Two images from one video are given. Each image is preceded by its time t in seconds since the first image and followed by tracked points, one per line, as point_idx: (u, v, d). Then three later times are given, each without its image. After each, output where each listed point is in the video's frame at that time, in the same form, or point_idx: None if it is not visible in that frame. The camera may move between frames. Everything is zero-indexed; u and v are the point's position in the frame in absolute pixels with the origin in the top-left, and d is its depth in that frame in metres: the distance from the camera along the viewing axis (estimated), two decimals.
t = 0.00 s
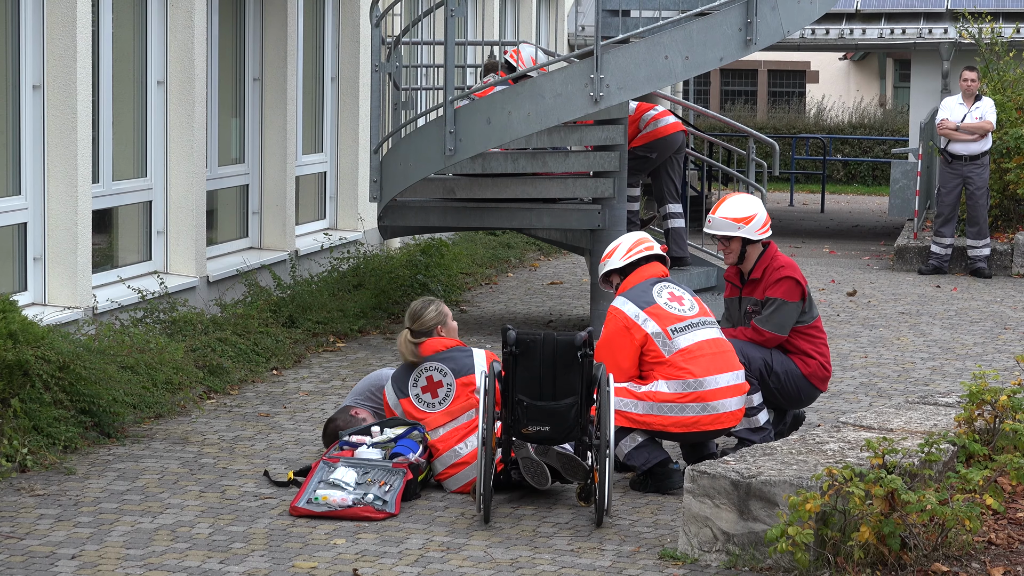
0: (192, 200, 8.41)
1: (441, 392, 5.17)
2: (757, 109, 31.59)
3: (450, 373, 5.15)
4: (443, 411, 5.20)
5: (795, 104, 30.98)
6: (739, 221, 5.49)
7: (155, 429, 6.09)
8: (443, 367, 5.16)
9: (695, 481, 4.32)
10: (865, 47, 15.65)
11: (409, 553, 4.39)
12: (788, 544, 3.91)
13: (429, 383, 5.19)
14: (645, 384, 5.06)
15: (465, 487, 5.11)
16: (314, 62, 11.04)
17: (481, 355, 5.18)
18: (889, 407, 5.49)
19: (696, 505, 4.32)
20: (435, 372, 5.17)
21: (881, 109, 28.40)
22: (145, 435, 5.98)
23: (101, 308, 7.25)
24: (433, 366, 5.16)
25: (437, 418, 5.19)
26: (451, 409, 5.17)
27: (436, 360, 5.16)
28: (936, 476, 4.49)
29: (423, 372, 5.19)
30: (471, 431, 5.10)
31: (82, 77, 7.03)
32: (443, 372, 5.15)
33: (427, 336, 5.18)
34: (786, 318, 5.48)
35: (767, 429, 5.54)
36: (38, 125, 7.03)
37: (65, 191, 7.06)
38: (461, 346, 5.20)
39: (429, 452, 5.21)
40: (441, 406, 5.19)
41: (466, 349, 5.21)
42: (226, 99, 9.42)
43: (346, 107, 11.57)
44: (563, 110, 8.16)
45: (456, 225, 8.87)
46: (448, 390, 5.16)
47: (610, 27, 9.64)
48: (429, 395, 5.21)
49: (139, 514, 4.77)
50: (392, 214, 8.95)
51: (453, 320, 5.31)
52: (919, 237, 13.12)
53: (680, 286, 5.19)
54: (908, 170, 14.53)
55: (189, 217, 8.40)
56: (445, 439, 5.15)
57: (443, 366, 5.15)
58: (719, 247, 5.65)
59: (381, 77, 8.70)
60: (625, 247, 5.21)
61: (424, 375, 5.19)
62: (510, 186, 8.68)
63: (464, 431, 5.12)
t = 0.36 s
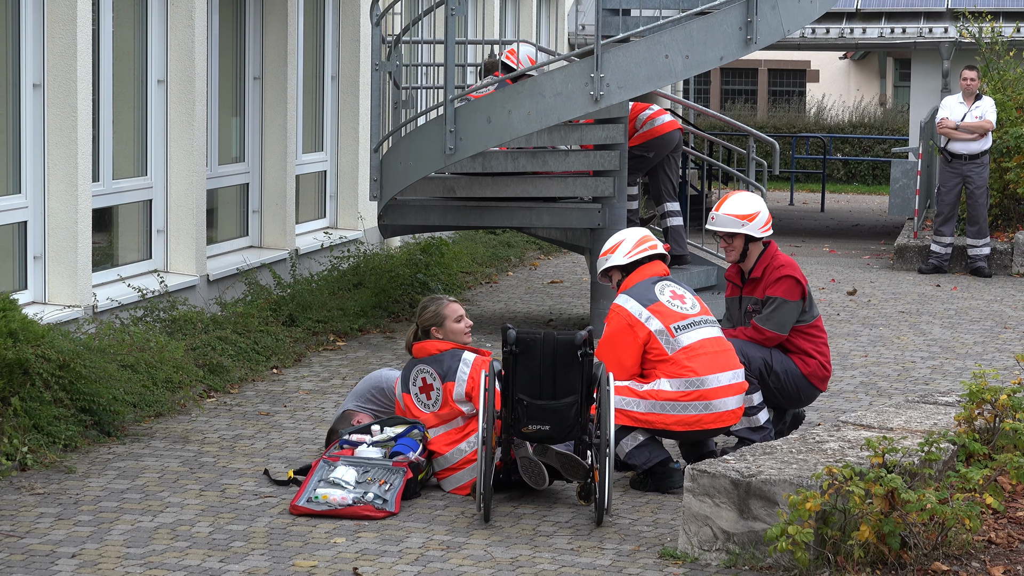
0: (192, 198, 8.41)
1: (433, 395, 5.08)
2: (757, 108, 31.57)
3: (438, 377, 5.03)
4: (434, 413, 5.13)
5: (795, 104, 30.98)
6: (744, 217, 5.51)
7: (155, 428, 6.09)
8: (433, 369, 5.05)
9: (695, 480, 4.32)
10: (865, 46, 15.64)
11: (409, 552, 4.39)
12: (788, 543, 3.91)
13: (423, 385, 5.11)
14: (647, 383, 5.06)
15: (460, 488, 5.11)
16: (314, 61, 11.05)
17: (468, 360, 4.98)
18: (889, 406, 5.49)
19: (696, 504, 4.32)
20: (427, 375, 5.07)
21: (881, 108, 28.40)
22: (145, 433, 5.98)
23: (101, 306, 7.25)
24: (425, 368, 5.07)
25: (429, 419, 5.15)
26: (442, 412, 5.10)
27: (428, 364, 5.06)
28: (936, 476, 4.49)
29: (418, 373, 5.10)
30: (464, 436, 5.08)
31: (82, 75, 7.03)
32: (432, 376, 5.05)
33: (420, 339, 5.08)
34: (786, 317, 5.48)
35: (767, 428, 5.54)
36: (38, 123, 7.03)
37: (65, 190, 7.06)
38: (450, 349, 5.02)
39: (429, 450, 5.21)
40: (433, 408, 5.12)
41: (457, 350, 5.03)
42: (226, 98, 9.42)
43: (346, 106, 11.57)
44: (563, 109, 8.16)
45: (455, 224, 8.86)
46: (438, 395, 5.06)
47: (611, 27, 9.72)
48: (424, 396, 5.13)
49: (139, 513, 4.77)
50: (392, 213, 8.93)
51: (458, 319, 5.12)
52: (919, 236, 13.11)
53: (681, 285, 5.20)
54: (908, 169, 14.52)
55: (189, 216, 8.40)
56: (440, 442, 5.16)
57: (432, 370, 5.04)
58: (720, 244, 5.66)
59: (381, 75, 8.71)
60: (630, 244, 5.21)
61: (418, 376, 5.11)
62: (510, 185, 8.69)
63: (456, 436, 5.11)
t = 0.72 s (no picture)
0: (192, 198, 8.41)
1: (436, 398, 5.08)
2: (757, 108, 31.58)
3: (442, 381, 5.03)
4: (436, 415, 5.10)
5: (795, 103, 30.98)
6: (744, 217, 5.47)
7: (154, 427, 6.09)
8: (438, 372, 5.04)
9: (695, 479, 4.32)
10: (864, 45, 15.63)
11: (409, 552, 4.39)
12: (788, 543, 3.92)
13: (429, 385, 5.10)
14: (664, 378, 5.07)
15: (454, 492, 5.12)
16: (314, 61, 11.05)
17: (470, 366, 4.95)
18: (888, 406, 5.49)
19: (695, 503, 4.32)
20: (434, 377, 5.07)
21: (881, 108, 28.39)
22: (144, 433, 5.98)
23: (101, 306, 7.25)
24: (432, 369, 5.07)
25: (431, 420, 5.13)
26: (442, 416, 5.08)
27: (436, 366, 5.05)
28: (935, 475, 4.49)
29: (426, 372, 5.10)
30: (462, 444, 5.08)
31: (81, 75, 7.03)
32: (438, 378, 5.04)
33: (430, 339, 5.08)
34: (785, 317, 5.48)
35: (766, 428, 5.53)
36: (38, 122, 7.02)
37: (64, 189, 7.06)
38: (457, 353, 5.00)
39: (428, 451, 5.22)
40: (434, 411, 5.10)
41: (462, 355, 5.00)
42: (225, 98, 9.42)
43: (345, 105, 11.57)
44: (562, 108, 8.16)
45: (455, 224, 8.86)
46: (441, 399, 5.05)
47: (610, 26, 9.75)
48: (428, 397, 5.12)
49: (138, 512, 4.77)
50: (391, 213, 8.95)
51: (472, 322, 5.11)
52: (919, 236, 13.11)
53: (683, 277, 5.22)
54: (908, 169, 14.55)
55: (188, 216, 8.40)
56: (438, 446, 5.14)
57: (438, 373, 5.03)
58: (719, 244, 5.63)
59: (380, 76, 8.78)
60: (633, 236, 5.20)
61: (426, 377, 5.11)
62: (509, 184, 8.69)
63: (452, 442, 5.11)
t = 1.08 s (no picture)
0: (191, 197, 8.40)
1: (436, 397, 5.07)
2: (756, 107, 31.58)
3: (443, 380, 5.02)
4: (435, 414, 5.10)
5: (794, 103, 30.97)
6: (743, 217, 5.47)
7: (153, 427, 6.08)
8: (440, 372, 5.02)
9: (694, 479, 4.32)
10: (864, 45, 15.62)
11: (408, 551, 4.39)
12: (787, 542, 3.91)
13: (429, 384, 5.09)
14: (682, 379, 5.07)
15: (454, 491, 5.12)
16: (313, 60, 11.04)
17: (472, 365, 4.95)
18: (888, 405, 5.49)
19: (694, 503, 4.32)
20: (434, 375, 5.06)
21: (880, 108, 28.38)
22: (144, 432, 5.97)
23: (100, 306, 7.24)
24: (432, 369, 5.06)
25: (430, 419, 5.13)
26: (441, 415, 5.08)
27: (436, 365, 5.04)
28: (935, 475, 4.49)
29: (425, 371, 5.09)
30: (462, 442, 5.08)
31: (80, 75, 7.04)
32: (438, 377, 5.04)
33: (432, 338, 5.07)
34: (786, 316, 5.48)
35: (765, 428, 5.54)
36: (37, 121, 7.01)
37: (63, 189, 7.05)
38: (459, 352, 4.99)
39: (427, 450, 5.21)
40: (434, 410, 5.10)
41: (463, 354, 5.00)
42: (224, 97, 9.41)
43: (345, 105, 11.57)
44: (562, 107, 8.16)
45: (454, 224, 8.86)
46: (441, 398, 5.05)
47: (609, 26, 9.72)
48: (427, 395, 5.12)
49: (137, 512, 4.76)
50: (391, 212, 8.94)
51: (475, 322, 5.12)
52: (918, 235, 13.11)
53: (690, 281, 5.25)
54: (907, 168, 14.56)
55: (188, 215, 8.39)
56: (438, 445, 5.14)
57: (439, 372, 5.02)
58: (719, 244, 5.63)
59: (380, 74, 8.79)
60: (645, 238, 5.15)
61: (425, 376, 5.10)
62: (508, 184, 8.68)
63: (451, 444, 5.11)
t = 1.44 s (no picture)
0: (191, 196, 8.40)
1: (432, 399, 5.06)
2: (757, 107, 31.57)
3: (438, 382, 5.02)
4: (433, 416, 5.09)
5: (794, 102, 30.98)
6: (742, 217, 5.45)
7: (154, 425, 6.08)
8: (436, 375, 5.01)
9: (695, 478, 4.31)
10: (864, 44, 15.61)
11: (409, 550, 4.39)
12: (788, 541, 3.91)
13: (424, 386, 5.08)
14: (692, 377, 5.05)
15: (455, 490, 5.13)
16: (313, 59, 11.03)
17: (468, 366, 4.95)
18: (889, 404, 5.50)
19: (695, 502, 4.32)
20: (429, 377, 5.05)
21: (880, 107, 28.39)
22: (144, 431, 5.98)
23: (100, 304, 7.24)
24: (427, 371, 5.05)
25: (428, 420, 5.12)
26: (439, 417, 5.08)
27: (431, 366, 5.04)
28: (936, 473, 4.49)
29: (420, 373, 5.07)
30: (461, 441, 5.09)
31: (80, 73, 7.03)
32: (433, 379, 5.03)
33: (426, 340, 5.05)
34: (785, 315, 5.48)
35: (766, 427, 5.54)
36: (38, 119, 7.01)
37: (64, 187, 7.05)
38: (453, 353, 4.99)
39: (427, 449, 5.19)
40: (431, 411, 5.09)
41: (458, 356, 5.00)
42: (224, 96, 9.41)
43: (345, 103, 11.56)
44: (562, 106, 8.16)
45: (454, 222, 8.86)
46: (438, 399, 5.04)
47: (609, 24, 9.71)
48: (424, 397, 5.10)
49: (138, 510, 4.76)
50: (391, 211, 8.94)
51: (466, 321, 5.13)
52: (918, 235, 13.11)
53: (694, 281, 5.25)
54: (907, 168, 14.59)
55: (188, 214, 8.39)
56: (438, 445, 5.14)
57: (434, 374, 5.01)
58: (718, 244, 5.63)
59: (380, 74, 8.78)
60: (654, 237, 5.13)
61: (420, 378, 5.09)
62: (508, 182, 8.68)
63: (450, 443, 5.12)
